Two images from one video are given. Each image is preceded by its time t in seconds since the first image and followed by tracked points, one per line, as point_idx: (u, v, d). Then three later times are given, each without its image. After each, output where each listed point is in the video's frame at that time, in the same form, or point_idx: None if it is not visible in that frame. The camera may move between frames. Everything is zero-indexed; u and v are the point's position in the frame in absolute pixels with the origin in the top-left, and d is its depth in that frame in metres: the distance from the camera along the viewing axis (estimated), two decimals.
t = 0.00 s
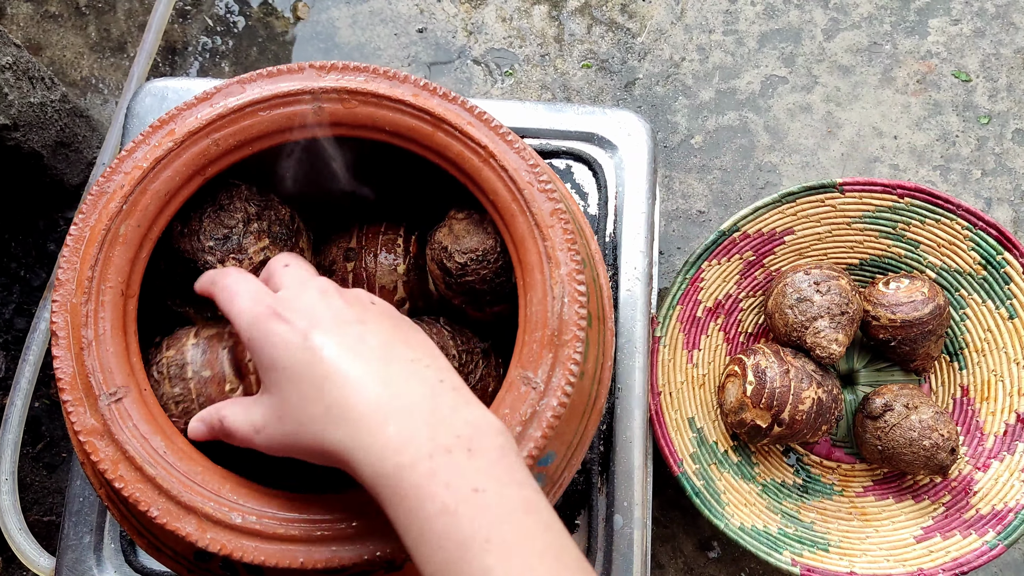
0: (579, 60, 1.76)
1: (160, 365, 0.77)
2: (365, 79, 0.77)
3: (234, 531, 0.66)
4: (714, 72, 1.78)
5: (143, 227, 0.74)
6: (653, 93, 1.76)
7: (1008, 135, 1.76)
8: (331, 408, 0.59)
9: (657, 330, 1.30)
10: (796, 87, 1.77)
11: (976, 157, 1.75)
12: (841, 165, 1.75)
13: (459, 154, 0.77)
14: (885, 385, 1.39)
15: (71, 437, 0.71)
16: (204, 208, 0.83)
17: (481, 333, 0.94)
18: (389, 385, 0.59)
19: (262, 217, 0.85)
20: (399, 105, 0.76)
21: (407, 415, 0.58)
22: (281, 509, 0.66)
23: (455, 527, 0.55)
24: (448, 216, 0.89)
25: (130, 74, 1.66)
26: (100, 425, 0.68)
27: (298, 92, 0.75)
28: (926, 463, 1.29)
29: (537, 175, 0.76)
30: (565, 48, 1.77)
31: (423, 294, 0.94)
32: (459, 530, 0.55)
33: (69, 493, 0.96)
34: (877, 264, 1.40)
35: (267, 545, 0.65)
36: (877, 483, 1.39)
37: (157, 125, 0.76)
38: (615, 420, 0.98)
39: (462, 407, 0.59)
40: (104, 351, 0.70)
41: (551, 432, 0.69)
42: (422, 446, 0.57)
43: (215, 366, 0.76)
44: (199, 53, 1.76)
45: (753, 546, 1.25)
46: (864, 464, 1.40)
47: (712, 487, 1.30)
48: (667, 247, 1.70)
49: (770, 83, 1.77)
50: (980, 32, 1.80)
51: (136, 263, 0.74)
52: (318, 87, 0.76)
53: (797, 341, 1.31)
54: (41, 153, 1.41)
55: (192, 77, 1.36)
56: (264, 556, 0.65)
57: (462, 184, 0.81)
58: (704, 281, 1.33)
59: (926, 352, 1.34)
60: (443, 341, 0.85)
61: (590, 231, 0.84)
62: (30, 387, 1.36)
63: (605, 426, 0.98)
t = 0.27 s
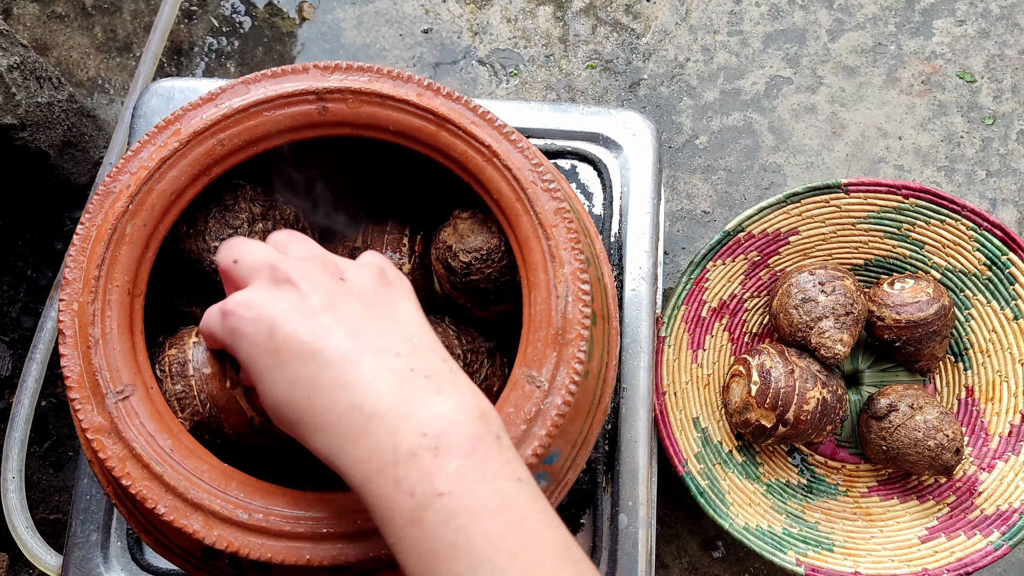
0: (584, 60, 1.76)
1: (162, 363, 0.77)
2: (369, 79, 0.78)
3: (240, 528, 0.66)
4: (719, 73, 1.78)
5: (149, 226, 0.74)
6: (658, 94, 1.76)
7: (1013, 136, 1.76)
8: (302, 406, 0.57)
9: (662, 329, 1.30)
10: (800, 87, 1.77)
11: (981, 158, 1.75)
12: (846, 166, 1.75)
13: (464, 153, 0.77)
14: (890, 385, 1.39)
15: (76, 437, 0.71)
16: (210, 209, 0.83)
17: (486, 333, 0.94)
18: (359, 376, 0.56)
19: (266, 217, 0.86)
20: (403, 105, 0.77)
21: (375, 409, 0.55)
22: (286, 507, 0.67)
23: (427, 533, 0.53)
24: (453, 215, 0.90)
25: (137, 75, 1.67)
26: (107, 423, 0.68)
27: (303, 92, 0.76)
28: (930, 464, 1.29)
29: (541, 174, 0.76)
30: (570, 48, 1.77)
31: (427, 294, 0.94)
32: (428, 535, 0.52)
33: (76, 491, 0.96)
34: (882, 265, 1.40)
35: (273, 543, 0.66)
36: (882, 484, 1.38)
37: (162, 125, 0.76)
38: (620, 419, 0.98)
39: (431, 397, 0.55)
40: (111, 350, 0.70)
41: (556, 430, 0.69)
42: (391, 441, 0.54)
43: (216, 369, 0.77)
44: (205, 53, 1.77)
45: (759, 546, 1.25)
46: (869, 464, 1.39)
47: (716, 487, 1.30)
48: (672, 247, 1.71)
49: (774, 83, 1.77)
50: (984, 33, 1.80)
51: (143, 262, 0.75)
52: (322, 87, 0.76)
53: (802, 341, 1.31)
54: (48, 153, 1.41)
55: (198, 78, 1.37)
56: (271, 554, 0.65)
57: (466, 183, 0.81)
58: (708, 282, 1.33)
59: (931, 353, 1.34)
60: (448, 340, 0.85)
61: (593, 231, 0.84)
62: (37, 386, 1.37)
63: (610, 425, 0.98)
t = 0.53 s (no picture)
0: (585, 61, 1.77)
1: (166, 370, 0.77)
2: (371, 80, 0.78)
3: (242, 529, 0.66)
4: (719, 74, 1.78)
5: (151, 228, 0.75)
6: (658, 95, 1.77)
7: (1013, 137, 1.76)
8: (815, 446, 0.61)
9: (662, 331, 1.30)
10: (801, 88, 1.78)
11: (981, 158, 1.75)
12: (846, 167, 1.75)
13: (466, 155, 0.77)
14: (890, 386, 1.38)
15: (79, 436, 0.72)
16: (211, 211, 0.83)
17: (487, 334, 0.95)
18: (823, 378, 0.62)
19: (268, 218, 0.86)
20: (406, 106, 0.77)
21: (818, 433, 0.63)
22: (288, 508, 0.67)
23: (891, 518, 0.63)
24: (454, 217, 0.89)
25: (138, 76, 1.67)
26: (109, 424, 0.69)
27: (305, 94, 0.76)
28: (930, 465, 1.30)
29: (543, 176, 0.76)
30: (570, 49, 1.77)
31: (429, 294, 0.93)
32: (844, 529, 0.63)
33: (77, 493, 0.96)
34: (883, 265, 1.39)
35: (275, 544, 0.66)
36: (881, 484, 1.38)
37: (165, 126, 0.76)
38: (619, 420, 0.98)
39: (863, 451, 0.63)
40: (113, 350, 0.71)
41: (557, 431, 0.70)
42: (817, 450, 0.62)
43: (221, 374, 0.77)
44: (206, 55, 1.77)
45: (757, 547, 1.26)
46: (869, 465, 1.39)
47: (716, 488, 1.30)
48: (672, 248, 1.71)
49: (774, 84, 1.77)
50: (985, 34, 1.79)
51: (145, 263, 0.75)
52: (325, 88, 0.77)
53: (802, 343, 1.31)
54: (50, 154, 1.41)
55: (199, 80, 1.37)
56: (272, 554, 0.66)
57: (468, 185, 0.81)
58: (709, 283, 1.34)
59: (931, 354, 1.34)
60: (448, 341, 0.85)
61: (595, 232, 0.84)
62: (38, 388, 1.37)
63: (609, 426, 0.98)
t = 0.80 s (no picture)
0: (583, 62, 1.77)
1: (163, 371, 0.77)
2: (369, 82, 0.78)
3: (240, 531, 0.66)
4: (717, 75, 1.78)
5: (148, 229, 0.75)
6: (656, 95, 1.77)
7: (1012, 138, 1.76)
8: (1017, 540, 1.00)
9: (660, 332, 1.30)
10: (799, 89, 1.78)
11: (979, 159, 1.75)
12: (844, 168, 1.75)
13: (464, 156, 0.77)
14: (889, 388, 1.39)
15: (76, 437, 0.72)
16: (209, 212, 0.83)
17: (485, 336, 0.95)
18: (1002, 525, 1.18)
19: (266, 220, 0.86)
20: (404, 108, 0.77)
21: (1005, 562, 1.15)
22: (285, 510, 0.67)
23: None
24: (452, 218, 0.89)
25: (136, 78, 1.67)
26: (106, 425, 0.68)
27: (303, 95, 0.76)
28: (928, 466, 1.29)
29: (541, 177, 0.76)
30: (569, 50, 1.77)
31: (427, 295, 0.93)
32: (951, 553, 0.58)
33: (74, 495, 0.96)
34: (881, 267, 1.39)
35: (271, 546, 0.66)
36: (880, 486, 1.38)
37: (162, 127, 0.76)
38: (617, 422, 0.98)
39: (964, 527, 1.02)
40: (110, 352, 0.70)
41: (555, 433, 0.70)
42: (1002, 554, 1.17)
43: (219, 376, 0.77)
44: (204, 56, 1.77)
45: (757, 548, 1.26)
46: (868, 466, 1.39)
47: (715, 489, 1.30)
48: (671, 249, 1.71)
49: (773, 85, 1.77)
50: (983, 35, 1.79)
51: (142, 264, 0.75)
52: (323, 90, 0.76)
53: (800, 344, 1.31)
54: (47, 156, 1.41)
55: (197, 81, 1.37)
56: (269, 557, 0.66)
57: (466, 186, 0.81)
58: (707, 284, 1.34)
59: (929, 355, 1.34)
60: (446, 343, 0.85)
61: (593, 234, 0.84)
62: (35, 389, 1.37)
63: (607, 428, 0.98)
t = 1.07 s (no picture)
0: (578, 63, 1.76)
1: (158, 374, 0.76)
2: (364, 83, 0.77)
3: (235, 535, 0.66)
4: (713, 76, 1.78)
5: (142, 232, 0.74)
6: (652, 96, 1.76)
7: (1007, 139, 1.76)
8: None
9: (657, 333, 1.30)
10: (795, 90, 1.78)
11: (975, 160, 1.75)
12: (840, 168, 1.75)
13: (459, 158, 0.77)
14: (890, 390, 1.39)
15: (70, 440, 0.71)
16: (203, 213, 0.82)
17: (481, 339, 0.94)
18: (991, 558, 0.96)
19: (260, 222, 0.85)
20: (399, 110, 0.76)
21: None
22: (280, 513, 0.66)
23: None
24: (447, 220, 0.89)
25: (129, 79, 1.66)
26: (100, 429, 0.68)
27: (297, 97, 0.75)
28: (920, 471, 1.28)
29: (537, 179, 0.76)
30: (564, 51, 1.77)
31: (423, 297, 0.93)
32: None
33: (69, 497, 0.95)
34: (877, 268, 1.39)
35: (267, 549, 0.65)
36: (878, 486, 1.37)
37: (156, 129, 0.75)
38: (615, 423, 0.98)
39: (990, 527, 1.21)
40: (104, 355, 0.70)
41: (552, 436, 0.69)
42: None
43: (214, 378, 0.76)
44: (198, 57, 1.76)
45: (753, 549, 1.26)
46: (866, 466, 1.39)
47: (713, 490, 1.30)
48: (667, 250, 1.71)
49: (769, 86, 1.78)
50: (978, 36, 1.80)
51: (136, 267, 0.74)
52: (317, 91, 0.76)
53: (797, 345, 1.31)
54: (41, 157, 1.41)
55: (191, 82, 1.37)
56: (265, 560, 0.65)
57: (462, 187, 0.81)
58: (704, 285, 1.33)
59: (925, 356, 1.34)
60: (442, 344, 0.85)
61: (589, 235, 0.84)
62: (30, 391, 1.37)
63: (605, 429, 0.98)
